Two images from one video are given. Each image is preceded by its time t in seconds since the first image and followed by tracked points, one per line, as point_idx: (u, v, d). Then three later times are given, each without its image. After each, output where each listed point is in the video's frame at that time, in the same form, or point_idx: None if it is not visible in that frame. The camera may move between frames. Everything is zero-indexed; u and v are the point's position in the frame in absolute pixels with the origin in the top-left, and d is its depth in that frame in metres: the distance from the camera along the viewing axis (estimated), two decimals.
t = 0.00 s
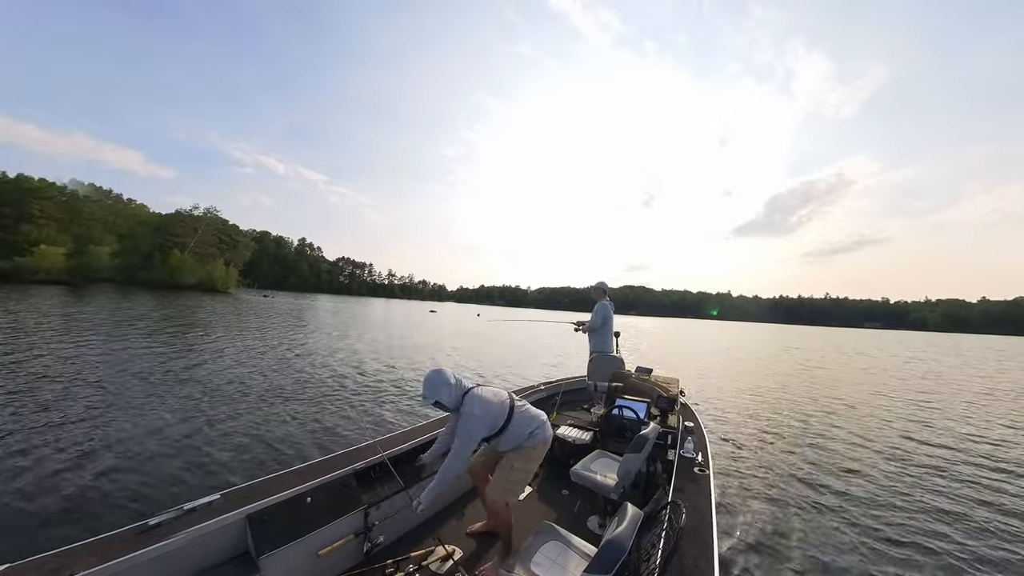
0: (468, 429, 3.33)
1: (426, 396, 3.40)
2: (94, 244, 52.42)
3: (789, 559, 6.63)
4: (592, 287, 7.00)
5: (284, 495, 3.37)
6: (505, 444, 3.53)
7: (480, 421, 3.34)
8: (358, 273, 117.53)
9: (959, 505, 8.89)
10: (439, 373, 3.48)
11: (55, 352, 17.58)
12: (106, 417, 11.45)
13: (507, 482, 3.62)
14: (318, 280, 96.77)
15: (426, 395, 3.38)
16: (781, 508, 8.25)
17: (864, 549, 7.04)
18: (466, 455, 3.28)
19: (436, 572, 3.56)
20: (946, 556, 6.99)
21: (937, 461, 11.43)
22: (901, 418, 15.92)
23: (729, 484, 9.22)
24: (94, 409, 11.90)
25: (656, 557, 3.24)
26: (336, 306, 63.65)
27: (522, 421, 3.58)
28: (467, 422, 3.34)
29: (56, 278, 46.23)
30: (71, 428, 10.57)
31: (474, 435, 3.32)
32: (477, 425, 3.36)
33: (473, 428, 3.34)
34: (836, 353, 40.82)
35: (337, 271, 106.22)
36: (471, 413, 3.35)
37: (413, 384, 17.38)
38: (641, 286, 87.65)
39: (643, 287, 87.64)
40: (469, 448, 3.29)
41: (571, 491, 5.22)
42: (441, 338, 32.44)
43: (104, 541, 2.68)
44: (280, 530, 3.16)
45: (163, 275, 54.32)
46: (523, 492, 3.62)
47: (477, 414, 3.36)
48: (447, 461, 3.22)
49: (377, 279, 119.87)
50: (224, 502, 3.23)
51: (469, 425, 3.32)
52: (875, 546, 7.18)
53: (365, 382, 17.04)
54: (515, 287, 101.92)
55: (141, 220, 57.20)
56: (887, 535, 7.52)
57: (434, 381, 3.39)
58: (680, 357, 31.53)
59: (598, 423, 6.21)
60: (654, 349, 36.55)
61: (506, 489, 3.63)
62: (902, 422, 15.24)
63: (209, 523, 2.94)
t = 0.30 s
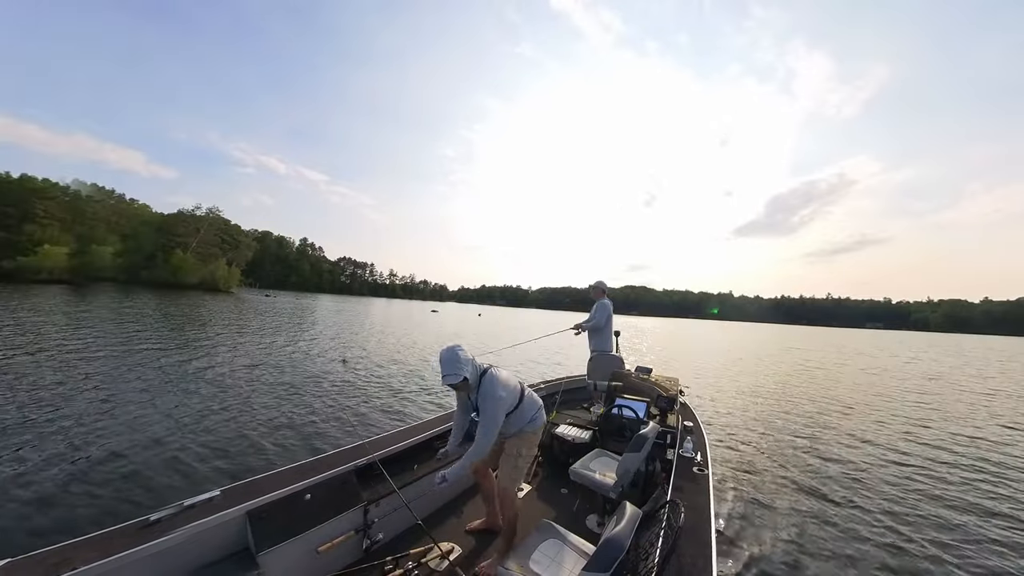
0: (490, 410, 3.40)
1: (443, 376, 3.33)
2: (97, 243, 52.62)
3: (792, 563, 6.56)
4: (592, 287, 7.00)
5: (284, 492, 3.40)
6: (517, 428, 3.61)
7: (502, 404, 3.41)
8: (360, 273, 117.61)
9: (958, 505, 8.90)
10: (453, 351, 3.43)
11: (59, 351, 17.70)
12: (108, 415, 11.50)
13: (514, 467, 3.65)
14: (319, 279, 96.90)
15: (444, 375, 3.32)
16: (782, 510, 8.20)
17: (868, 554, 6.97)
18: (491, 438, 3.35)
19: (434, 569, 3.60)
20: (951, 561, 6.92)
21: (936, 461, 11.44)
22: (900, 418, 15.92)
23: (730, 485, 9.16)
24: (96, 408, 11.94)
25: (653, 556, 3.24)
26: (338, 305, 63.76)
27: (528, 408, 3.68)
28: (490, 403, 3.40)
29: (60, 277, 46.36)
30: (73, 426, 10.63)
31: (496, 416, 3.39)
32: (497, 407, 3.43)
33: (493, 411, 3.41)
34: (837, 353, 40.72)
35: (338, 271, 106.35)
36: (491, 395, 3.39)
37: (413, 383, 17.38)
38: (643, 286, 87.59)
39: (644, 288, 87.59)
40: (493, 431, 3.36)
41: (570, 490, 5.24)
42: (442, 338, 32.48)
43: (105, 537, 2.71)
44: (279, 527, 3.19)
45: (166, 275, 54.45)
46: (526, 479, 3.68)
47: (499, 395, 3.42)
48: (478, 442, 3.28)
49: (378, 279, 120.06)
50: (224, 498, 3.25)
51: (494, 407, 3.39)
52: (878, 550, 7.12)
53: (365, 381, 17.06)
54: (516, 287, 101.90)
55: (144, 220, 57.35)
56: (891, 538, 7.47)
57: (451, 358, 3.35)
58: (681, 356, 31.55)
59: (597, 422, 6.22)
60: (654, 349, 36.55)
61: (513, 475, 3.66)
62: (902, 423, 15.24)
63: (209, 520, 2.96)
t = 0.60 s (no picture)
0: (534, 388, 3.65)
1: (485, 355, 3.27)
2: (99, 244, 52.80)
3: (799, 568, 6.46)
4: (592, 287, 7.00)
5: (284, 490, 3.40)
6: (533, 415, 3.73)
7: (538, 380, 3.68)
8: (361, 272, 117.68)
9: (958, 506, 8.89)
10: (485, 334, 3.36)
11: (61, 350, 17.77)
12: (108, 415, 11.48)
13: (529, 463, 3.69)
14: (321, 279, 96.98)
15: (490, 355, 3.26)
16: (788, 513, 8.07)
17: (877, 560, 6.83)
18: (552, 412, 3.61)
19: (433, 569, 3.60)
20: (960, 567, 6.79)
21: (937, 462, 11.45)
22: (900, 418, 15.93)
23: (734, 488, 9.07)
24: (96, 407, 11.92)
25: (653, 558, 3.24)
26: (339, 305, 63.82)
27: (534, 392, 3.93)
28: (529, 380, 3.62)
29: (62, 277, 46.46)
30: (74, 425, 10.63)
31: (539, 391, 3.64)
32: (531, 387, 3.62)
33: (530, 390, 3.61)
34: (839, 353, 40.57)
35: (340, 271, 106.45)
36: (526, 373, 3.60)
37: (413, 383, 17.36)
38: (644, 287, 87.52)
39: (646, 288, 87.51)
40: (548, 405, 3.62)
41: (569, 490, 5.23)
42: (443, 338, 32.48)
43: (106, 534, 2.72)
44: (279, 526, 3.20)
45: (168, 274, 54.56)
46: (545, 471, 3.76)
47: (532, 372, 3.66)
48: (546, 410, 3.57)
49: (379, 279, 120.25)
50: (224, 496, 3.26)
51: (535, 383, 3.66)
52: (887, 556, 6.98)
53: (365, 381, 17.03)
54: (517, 287, 101.88)
55: (146, 220, 57.40)
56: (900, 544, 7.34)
57: (493, 337, 3.31)
58: (681, 357, 31.56)
59: (597, 422, 6.23)
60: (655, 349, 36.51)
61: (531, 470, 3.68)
62: (902, 423, 15.24)
63: (209, 519, 2.96)
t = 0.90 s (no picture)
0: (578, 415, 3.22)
1: (533, 386, 2.82)
2: (102, 244, 52.95)
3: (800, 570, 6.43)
4: (592, 288, 6.98)
5: (283, 488, 3.41)
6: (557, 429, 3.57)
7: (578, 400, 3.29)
8: (362, 272, 117.85)
9: (959, 508, 8.87)
10: (530, 356, 2.96)
11: (61, 349, 17.82)
12: (108, 415, 11.48)
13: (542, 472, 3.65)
14: (321, 279, 97.13)
15: (535, 386, 2.81)
16: (795, 518, 7.95)
17: (890, 567, 6.68)
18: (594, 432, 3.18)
19: (433, 568, 3.60)
20: (976, 575, 6.62)
21: (936, 462, 11.44)
22: (900, 419, 15.92)
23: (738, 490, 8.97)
24: (96, 407, 11.94)
25: (652, 558, 3.23)
26: (340, 305, 63.91)
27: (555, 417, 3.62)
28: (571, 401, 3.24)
29: (64, 277, 46.57)
30: (73, 425, 10.62)
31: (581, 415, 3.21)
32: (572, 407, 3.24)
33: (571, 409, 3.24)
34: (840, 354, 40.51)
35: (340, 272, 106.63)
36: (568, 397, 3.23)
37: (413, 383, 17.34)
38: (645, 287, 87.53)
39: (646, 288, 87.51)
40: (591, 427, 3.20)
41: (568, 491, 5.21)
42: (444, 339, 32.54)
43: (105, 530, 2.72)
44: (278, 524, 3.20)
45: (169, 274, 54.70)
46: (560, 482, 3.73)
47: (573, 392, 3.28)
48: (591, 432, 3.13)
49: (380, 279, 120.36)
50: (223, 494, 3.26)
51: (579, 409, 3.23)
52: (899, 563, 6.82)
53: (365, 382, 16.96)
54: (518, 287, 101.91)
55: (147, 220, 57.49)
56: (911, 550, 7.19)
57: (542, 360, 2.90)
58: (681, 357, 31.58)
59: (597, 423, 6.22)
60: (655, 349, 36.52)
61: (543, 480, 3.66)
62: (902, 424, 15.24)
63: (207, 517, 2.97)
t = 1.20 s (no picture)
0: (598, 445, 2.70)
1: (579, 439, 2.52)
2: (103, 243, 52.98)
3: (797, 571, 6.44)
4: (592, 287, 6.93)
5: (282, 480, 3.42)
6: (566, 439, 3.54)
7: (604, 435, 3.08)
8: (363, 272, 117.94)
9: (958, 509, 8.86)
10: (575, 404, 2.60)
11: (61, 348, 17.81)
12: (107, 413, 11.46)
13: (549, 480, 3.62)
14: (323, 279, 97.23)
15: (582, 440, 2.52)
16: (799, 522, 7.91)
17: (894, 570, 6.64)
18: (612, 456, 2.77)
19: (429, 562, 3.62)
20: None
21: (936, 463, 11.44)
22: (901, 419, 15.90)
23: (740, 494, 8.94)
24: (96, 405, 11.94)
25: (647, 557, 3.25)
26: (341, 305, 63.99)
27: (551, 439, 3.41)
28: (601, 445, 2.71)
29: (66, 276, 46.61)
30: (72, 423, 10.61)
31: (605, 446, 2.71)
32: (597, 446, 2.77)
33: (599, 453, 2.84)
34: (840, 355, 40.49)
35: (341, 271, 106.71)
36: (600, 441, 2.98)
37: (413, 383, 17.34)
38: (645, 287, 87.51)
39: (647, 288, 87.50)
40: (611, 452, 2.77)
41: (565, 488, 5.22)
42: (444, 339, 32.55)
43: (104, 520, 2.73)
44: (276, 516, 3.21)
45: (171, 274, 54.81)
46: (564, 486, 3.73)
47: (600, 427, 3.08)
48: (607, 448, 2.72)
49: (381, 279, 120.36)
50: (221, 486, 3.27)
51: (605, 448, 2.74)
52: (905, 567, 6.76)
53: (365, 381, 16.94)
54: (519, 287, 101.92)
55: (149, 220, 57.54)
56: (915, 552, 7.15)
57: (587, 418, 2.56)
58: (682, 357, 31.56)
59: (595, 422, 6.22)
60: (656, 349, 36.52)
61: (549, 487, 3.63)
62: (902, 424, 15.22)
63: (205, 508, 2.97)
